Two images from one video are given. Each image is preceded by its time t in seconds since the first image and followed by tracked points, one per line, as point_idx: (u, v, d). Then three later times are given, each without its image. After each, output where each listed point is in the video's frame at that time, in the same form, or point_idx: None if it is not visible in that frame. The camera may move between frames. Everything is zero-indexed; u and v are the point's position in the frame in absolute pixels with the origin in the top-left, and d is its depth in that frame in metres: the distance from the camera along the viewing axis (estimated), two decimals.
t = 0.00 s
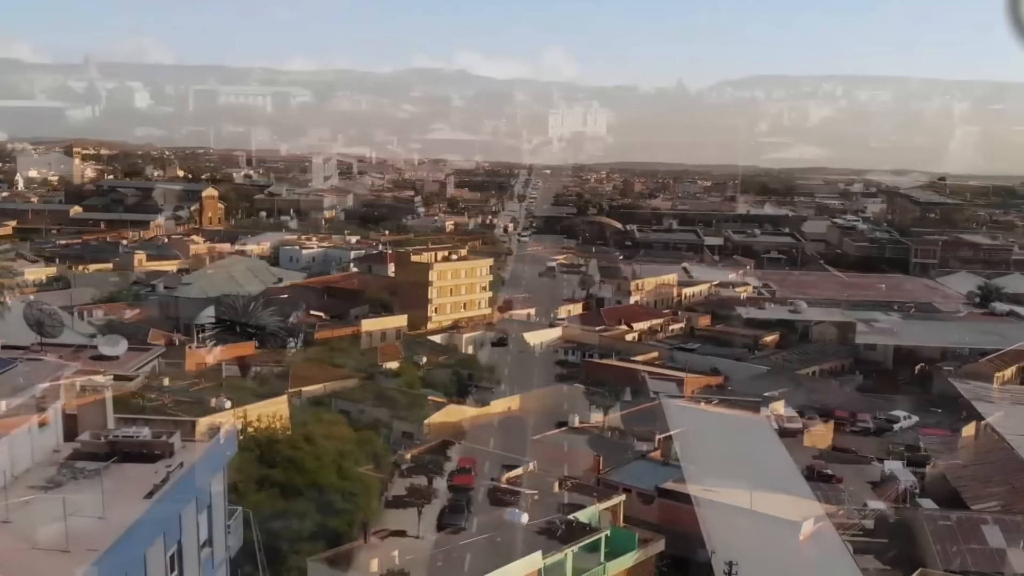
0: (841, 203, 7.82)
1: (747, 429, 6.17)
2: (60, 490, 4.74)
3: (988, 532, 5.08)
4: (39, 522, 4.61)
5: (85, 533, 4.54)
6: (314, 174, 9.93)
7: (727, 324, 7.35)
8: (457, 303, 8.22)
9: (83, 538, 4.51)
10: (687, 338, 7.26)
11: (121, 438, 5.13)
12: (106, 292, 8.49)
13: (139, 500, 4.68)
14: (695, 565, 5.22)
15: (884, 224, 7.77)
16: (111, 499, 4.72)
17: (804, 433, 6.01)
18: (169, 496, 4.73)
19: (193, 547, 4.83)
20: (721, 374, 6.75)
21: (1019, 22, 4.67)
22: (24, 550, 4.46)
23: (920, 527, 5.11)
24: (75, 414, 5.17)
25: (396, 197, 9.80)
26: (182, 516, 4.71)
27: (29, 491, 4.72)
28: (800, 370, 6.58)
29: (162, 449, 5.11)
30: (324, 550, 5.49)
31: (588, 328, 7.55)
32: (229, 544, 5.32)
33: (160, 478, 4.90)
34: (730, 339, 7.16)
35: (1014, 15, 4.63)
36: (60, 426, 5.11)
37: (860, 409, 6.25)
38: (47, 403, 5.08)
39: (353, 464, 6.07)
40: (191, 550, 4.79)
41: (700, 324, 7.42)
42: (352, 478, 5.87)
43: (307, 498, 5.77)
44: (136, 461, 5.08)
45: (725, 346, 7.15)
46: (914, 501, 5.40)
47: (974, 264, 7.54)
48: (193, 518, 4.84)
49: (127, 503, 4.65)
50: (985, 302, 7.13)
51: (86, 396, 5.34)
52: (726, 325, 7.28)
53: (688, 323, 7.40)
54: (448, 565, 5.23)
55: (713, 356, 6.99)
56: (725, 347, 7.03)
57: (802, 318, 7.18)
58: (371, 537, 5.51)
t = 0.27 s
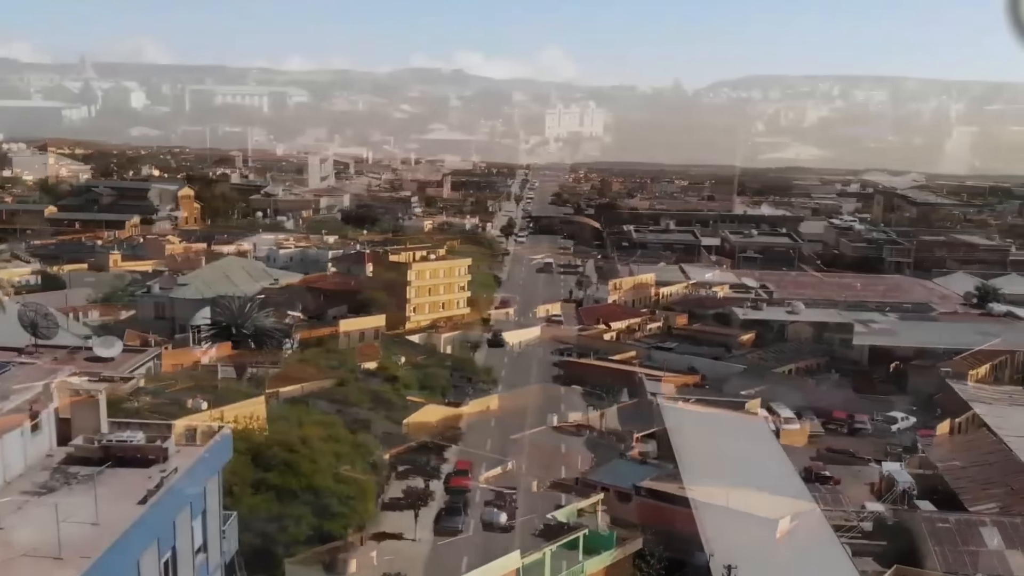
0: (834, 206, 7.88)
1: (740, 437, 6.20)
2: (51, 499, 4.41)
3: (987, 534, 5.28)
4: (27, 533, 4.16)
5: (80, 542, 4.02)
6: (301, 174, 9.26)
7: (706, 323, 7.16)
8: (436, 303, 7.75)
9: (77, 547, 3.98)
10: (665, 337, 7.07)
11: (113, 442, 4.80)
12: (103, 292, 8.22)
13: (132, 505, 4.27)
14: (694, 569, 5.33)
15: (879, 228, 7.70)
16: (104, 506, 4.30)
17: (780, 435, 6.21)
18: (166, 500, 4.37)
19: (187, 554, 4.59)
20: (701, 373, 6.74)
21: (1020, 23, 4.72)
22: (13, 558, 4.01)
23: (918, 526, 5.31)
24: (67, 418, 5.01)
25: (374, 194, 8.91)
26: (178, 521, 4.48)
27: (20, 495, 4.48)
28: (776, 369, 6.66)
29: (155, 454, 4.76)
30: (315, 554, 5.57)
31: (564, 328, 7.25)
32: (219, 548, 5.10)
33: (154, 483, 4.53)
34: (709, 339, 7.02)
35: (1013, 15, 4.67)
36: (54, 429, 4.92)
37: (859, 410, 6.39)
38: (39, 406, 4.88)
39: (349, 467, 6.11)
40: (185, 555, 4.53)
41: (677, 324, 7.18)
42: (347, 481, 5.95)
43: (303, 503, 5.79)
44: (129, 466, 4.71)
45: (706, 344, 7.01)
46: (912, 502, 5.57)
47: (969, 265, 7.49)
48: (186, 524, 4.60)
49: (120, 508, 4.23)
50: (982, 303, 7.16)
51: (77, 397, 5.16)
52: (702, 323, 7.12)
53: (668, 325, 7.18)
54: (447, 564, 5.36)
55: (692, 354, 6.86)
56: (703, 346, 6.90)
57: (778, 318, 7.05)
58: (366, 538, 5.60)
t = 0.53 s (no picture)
0: (825, 207, 8.57)
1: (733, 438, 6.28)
2: (37, 504, 4.31)
3: (978, 534, 5.09)
4: (10, 538, 4.03)
5: (71, 545, 3.91)
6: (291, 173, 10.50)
7: (683, 323, 7.48)
8: (415, 303, 7.77)
9: (64, 552, 3.85)
10: (643, 337, 7.34)
11: (101, 446, 4.73)
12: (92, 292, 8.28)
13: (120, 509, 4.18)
14: (686, 569, 5.34)
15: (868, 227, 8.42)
16: (92, 511, 4.20)
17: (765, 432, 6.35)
18: (155, 502, 4.29)
19: (174, 558, 4.49)
20: (679, 372, 7.01)
21: (1018, 21, 5.43)
22: None
23: (909, 524, 5.19)
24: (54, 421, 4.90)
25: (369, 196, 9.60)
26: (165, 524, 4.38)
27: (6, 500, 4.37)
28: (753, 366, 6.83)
29: (144, 458, 4.67)
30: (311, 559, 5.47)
31: (555, 327, 7.53)
32: (211, 553, 5.00)
33: (142, 487, 4.43)
34: (687, 339, 7.31)
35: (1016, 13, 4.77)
36: (40, 432, 4.82)
37: (848, 411, 6.58)
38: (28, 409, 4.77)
39: (340, 468, 6.04)
40: (172, 558, 4.44)
41: (655, 324, 7.52)
42: (337, 482, 5.88)
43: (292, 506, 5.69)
44: (118, 471, 4.63)
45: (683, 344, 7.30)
46: (903, 502, 5.49)
47: (957, 263, 8.10)
48: (174, 529, 4.52)
49: (107, 513, 4.14)
50: (972, 301, 7.59)
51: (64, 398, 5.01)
52: (681, 322, 7.46)
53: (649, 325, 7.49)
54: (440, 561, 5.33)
55: (671, 353, 7.14)
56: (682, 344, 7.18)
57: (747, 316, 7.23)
58: (361, 542, 5.50)
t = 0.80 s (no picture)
0: (810, 207, 8.95)
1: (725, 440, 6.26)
2: (18, 510, 4.31)
3: (966, 534, 5.12)
4: None
5: (51, 554, 3.89)
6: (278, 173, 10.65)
7: (664, 322, 7.51)
8: (397, 303, 7.78)
9: (46, 559, 3.85)
10: (624, 336, 7.40)
11: (84, 450, 4.67)
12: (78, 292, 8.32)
13: (105, 516, 4.16)
14: (673, 569, 5.21)
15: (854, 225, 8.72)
16: (74, 518, 4.18)
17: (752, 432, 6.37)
18: (140, 510, 4.23)
19: (162, 566, 4.47)
20: (659, 372, 7.13)
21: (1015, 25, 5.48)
22: None
23: (896, 524, 5.20)
24: (37, 427, 4.89)
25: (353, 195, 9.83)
26: (152, 532, 4.35)
27: None
28: (735, 366, 6.80)
29: (128, 462, 4.66)
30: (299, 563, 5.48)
31: (540, 325, 7.62)
32: (196, 559, 4.98)
33: (126, 494, 4.40)
34: (668, 338, 7.36)
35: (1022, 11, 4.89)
36: (22, 437, 4.80)
37: (835, 411, 6.60)
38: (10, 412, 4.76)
39: (326, 471, 6.04)
40: (158, 567, 4.39)
41: (636, 322, 7.60)
42: (325, 486, 5.88)
43: (279, 509, 5.71)
44: (101, 476, 4.61)
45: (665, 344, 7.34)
46: (891, 501, 5.53)
47: (943, 263, 8.31)
48: (159, 535, 4.47)
49: (91, 520, 4.12)
50: (957, 301, 7.70)
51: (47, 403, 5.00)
52: (661, 323, 7.48)
53: (631, 325, 7.56)
54: (425, 562, 5.28)
55: (651, 353, 7.26)
56: (662, 344, 7.27)
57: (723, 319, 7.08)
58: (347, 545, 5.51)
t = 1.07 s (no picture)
0: (789, 206, 9.14)
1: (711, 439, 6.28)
2: None
3: (948, 532, 5.05)
4: None
5: (25, 561, 3.84)
6: (259, 173, 12.17)
7: (641, 320, 7.62)
8: (375, 303, 8.49)
9: (22, 565, 3.79)
10: (603, 335, 7.61)
11: (60, 457, 4.62)
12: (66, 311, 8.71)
13: (82, 522, 4.11)
14: (657, 570, 5.15)
15: (835, 225, 8.96)
16: (50, 524, 4.13)
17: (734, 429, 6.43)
18: (117, 517, 4.17)
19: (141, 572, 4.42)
20: (637, 371, 7.21)
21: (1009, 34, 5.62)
22: None
23: (879, 524, 5.17)
24: (12, 433, 4.82)
25: (334, 194, 11.25)
26: (128, 536, 4.30)
27: None
28: (713, 366, 6.82)
29: (106, 468, 4.62)
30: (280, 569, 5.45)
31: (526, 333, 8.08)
32: (176, 565, 4.91)
33: (104, 500, 4.36)
34: (645, 337, 7.44)
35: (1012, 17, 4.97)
36: None
37: (817, 411, 6.63)
38: None
39: (308, 475, 6.02)
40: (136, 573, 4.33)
41: (614, 321, 7.77)
42: (306, 489, 5.85)
43: (260, 514, 5.66)
44: (78, 482, 4.57)
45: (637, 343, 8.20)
46: (872, 499, 5.56)
47: (922, 263, 8.35)
48: (137, 542, 4.41)
49: (69, 526, 4.07)
50: (937, 300, 7.66)
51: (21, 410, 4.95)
52: (637, 322, 7.62)
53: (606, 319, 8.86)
54: (407, 562, 5.37)
55: (629, 353, 7.40)
56: (640, 344, 7.32)
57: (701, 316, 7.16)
58: (328, 549, 5.55)
